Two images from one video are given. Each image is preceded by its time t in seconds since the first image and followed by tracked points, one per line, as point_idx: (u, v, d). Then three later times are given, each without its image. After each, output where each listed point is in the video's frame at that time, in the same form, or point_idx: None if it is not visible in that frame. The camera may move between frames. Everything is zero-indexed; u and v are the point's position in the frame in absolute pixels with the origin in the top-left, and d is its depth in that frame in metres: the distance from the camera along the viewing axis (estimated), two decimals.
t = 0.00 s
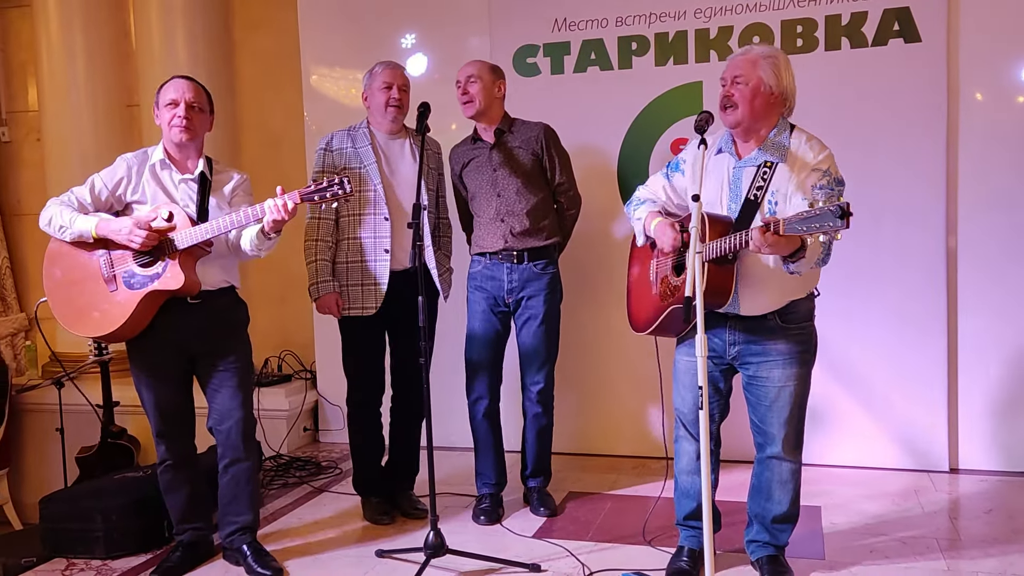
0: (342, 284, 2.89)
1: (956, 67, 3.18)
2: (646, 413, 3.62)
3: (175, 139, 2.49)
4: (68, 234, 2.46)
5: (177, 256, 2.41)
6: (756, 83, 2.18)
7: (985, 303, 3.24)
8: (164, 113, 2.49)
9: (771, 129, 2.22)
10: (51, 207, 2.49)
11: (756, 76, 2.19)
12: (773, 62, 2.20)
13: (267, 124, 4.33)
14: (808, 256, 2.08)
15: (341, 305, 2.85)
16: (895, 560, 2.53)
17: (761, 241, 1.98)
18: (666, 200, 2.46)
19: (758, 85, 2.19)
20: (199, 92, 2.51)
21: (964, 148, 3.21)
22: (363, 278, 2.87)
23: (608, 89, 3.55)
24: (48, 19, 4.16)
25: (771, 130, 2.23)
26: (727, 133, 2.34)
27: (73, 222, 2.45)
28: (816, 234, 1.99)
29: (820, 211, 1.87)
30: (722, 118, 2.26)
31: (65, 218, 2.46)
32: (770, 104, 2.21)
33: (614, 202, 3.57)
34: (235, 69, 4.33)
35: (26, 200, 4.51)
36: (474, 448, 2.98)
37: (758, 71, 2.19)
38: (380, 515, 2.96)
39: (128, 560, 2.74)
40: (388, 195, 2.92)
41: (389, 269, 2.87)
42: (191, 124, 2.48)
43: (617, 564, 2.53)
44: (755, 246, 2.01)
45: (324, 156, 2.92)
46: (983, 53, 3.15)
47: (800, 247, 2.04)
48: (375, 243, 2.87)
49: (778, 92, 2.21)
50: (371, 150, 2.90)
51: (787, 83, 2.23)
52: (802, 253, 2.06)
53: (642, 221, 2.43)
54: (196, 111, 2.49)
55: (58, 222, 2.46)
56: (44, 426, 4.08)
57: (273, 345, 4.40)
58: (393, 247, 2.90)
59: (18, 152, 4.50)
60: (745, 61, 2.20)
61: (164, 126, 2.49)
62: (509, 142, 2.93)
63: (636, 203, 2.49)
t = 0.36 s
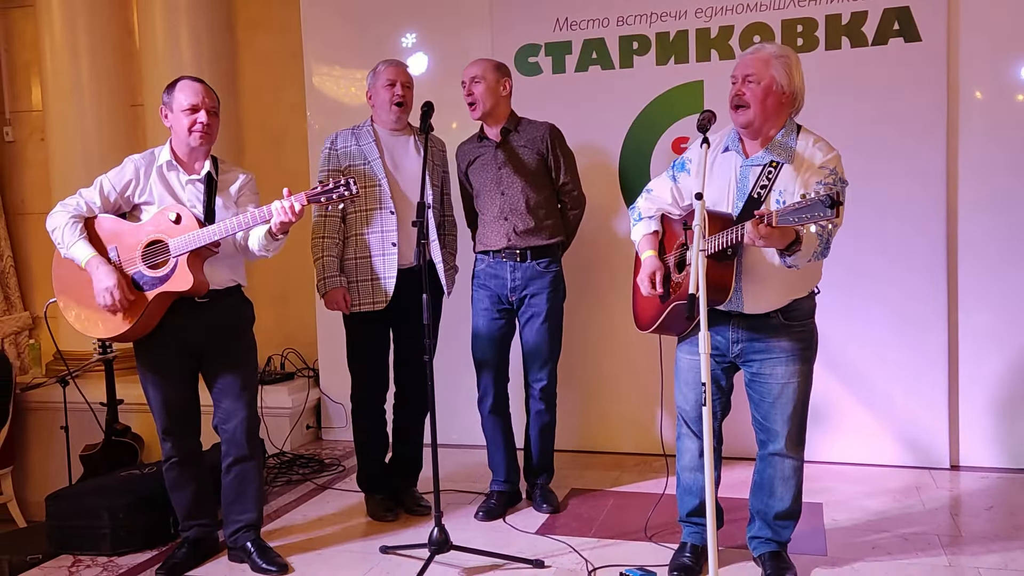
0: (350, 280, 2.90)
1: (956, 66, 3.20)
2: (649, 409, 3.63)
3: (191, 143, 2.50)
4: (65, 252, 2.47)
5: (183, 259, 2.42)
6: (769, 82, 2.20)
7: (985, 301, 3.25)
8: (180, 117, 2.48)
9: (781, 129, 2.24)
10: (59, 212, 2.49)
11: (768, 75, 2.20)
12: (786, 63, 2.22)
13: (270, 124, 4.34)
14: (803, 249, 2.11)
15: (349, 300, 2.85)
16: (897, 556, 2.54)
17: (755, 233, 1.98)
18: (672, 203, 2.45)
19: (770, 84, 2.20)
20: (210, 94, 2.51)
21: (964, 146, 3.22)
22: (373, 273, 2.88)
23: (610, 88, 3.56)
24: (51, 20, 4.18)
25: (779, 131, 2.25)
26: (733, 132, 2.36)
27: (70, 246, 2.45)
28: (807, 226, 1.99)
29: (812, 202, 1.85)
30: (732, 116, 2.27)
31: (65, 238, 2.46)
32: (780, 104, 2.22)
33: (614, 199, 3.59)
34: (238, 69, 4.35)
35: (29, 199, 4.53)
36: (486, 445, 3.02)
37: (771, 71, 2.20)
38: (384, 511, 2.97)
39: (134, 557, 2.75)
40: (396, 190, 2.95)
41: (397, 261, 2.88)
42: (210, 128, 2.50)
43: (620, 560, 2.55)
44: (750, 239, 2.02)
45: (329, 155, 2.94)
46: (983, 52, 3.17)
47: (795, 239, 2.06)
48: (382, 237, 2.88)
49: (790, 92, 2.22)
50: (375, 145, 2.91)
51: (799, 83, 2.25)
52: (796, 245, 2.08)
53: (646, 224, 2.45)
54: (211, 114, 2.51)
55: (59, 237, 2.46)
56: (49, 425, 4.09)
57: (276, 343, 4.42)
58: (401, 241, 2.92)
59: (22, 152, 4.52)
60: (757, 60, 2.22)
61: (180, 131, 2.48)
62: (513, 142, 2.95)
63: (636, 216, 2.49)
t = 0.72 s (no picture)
0: (354, 279, 2.90)
1: (956, 66, 3.21)
2: (651, 408, 3.64)
3: (191, 142, 2.50)
4: (78, 235, 2.48)
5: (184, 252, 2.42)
6: (761, 80, 2.20)
7: (985, 300, 3.26)
8: (178, 117, 2.47)
9: (775, 127, 2.25)
10: (60, 206, 2.50)
11: (761, 73, 2.20)
12: (777, 60, 2.21)
13: (269, 123, 4.34)
14: (813, 247, 2.12)
15: (353, 299, 2.86)
16: (898, 553, 2.55)
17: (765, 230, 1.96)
18: (671, 199, 2.48)
19: (763, 82, 2.20)
20: (207, 93, 2.51)
21: (963, 145, 3.23)
22: (376, 271, 2.88)
23: (610, 88, 3.57)
24: (51, 19, 4.17)
25: (775, 127, 2.26)
26: (730, 131, 2.37)
27: (83, 225, 2.46)
28: (818, 221, 1.99)
29: (825, 195, 1.82)
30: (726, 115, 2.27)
31: (74, 220, 2.47)
32: (774, 102, 2.22)
33: (615, 197, 3.60)
34: (237, 68, 4.35)
35: (29, 199, 4.52)
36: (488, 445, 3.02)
37: (762, 68, 2.20)
38: (384, 508, 2.98)
39: (135, 556, 2.75)
40: (399, 186, 2.95)
41: (401, 260, 2.88)
42: (209, 127, 2.50)
43: (622, 559, 2.55)
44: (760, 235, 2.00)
45: (333, 153, 2.95)
46: (982, 51, 3.18)
47: (806, 236, 2.06)
48: (386, 235, 2.88)
49: (783, 89, 2.22)
50: (379, 145, 2.91)
51: (792, 80, 2.24)
52: (807, 244, 2.08)
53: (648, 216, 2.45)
54: (210, 113, 2.51)
55: (67, 224, 2.47)
56: (49, 425, 4.09)
57: (277, 342, 4.42)
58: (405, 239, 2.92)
59: (21, 152, 4.51)
60: (749, 59, 2.22)
61: (179, 131, 2.48)
62: (514, 141, 2.95)
63: (638, 206, 2.50)
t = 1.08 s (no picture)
0: (349, 279, 2.88)
1: (957, 62, 3.19)
2: (649, 408, 3.61)
3: (182, 139, 2.47)
4: (69, 229, 2.44)
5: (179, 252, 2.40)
6: (764, 74, 2.18)
7: (986, 298, 3.24)
8: (169, 114, 2.44)
9: (774, 122, 2.22)
10: (49, 203, 2.46)
11: (764, 67, 2.19)
12: (779, 54, 2.21)
13: (266, 120, 4.31)
14: (821, 233, 2.05)
15: (347, 300, 2.84)
16: (900, 554, 2.53)
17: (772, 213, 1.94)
18: (669, 198, 2.45)
19: (765, 77, 2.19)
20: (197, 89, 2.48)
21: (965, 142, 3.21)
22: (370, 273, 2.85)
23: (609, 84, 3.54)
24: (46, 15, 4.13)
25: (773, 122, 2.23)
26: (727, 126, 2.34)
27: (74, 219, 2.43)
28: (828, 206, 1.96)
29: (833, 173, 1.79)
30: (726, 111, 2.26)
31: (64, 215, 2.43)
32: (775, 97, 2.21)
33: (613, 194, 3.57)
34: (233, 64, 4.31)
35: (24, 196, 4.49)
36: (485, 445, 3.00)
37: (765, 63, 2.19)
38: (381, 504, 2.96)
39: (130, 557, 2.73)
40: (395, 186, 2.92)
41: (396, 260, 2.85)
42: (200, 123, 2.47)
43: (622, 559, 2.53)
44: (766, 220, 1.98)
45: (329, 153, 2.92)
46: (985, 47, 3.15)
47: (813, 221, 2.01)
48: (381, 236, 2.86)
49: (784, 84, 2.21)
50: (377, 144, 2.88)
51: (792, 76, 2.24)
52: (815, 228, 2.02)
53: (647, 218, 2.42)
54: (201, 109, 2.48)
55: (57, 218, 2.44)
56: (44, 424, 4.06)
57: (274, 341, 4.39)
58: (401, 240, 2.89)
59: (16, 149, 4.48)
60: (752, 52, 2.20)
61: (170, 128, 2.45)
62: (513, 138, 2.91)
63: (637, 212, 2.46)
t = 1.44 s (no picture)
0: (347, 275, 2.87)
1: (954, 58, 3.17)
2: (644, 406, 3.61)
3: (174, 137, 2.45)
4: (54, 243, 2.44)
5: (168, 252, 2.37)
6: (765, 74, 2.16)
7: (983, 294, 3.23)
8: (160, 112, 2.42)
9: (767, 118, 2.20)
10: (41, 207, 2.46)
11: (766, 67, 2.16)
12: (782, 56, 2.18)
13: (261, 117, 4.29)
14: (813, 193, 2.01)
15: (346, 296, 2.82)
16: (895, 551, 2.52)
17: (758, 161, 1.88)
18: (662, 201, 2.44)
19: (766, 77, 2.17)
20: (189, 87, 2.46)
21: (961, 138, 3.20)
22: (368, 268, 2.84)
23: (605, 80, 3.52)
24: (40, 10, 4.11)
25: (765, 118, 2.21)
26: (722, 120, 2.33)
27: (60, 234, 2.42)
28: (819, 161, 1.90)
29: (819, 110, 1.73)
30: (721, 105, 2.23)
31: (52, 228, 2.43)
32: (772, 99, 2.20)
33: (608, 190, 3.56)
34: (228, 60, 4.29)
35: (18, 193, 4.47)
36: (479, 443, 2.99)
37: (768, 62, 2.16)
38: (376, 507, 2.94)
39: (122, 554, 2.72)
40: (388, 183, 2.90)
41: (394, 255, 2.83)
42: (192, 121, 2.45)
43: (617, 556, 2.52)
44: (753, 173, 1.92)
45: (321, 150, 2.92)
46: (981, 43, 3.14)
47: (803, 179, 1.97)
48: (378, 230, 2.84)
49: (782, 87, 2.20)
50: (368, 140, 2.87)
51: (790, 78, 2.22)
52: (806, 186, 1.99)
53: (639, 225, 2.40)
54: (192, 106, 2.46)
55: (45, 229, 2.43)
56: (38, 421, 4.04)
57: (269, 338, 4.38)
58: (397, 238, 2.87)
59: (9, 145, 4.45)
60: (757, 50, 2.17)
61: (162, 126, 2.43)
62: (505, 134, 2.91)
63: (630, 213, 2.45)
